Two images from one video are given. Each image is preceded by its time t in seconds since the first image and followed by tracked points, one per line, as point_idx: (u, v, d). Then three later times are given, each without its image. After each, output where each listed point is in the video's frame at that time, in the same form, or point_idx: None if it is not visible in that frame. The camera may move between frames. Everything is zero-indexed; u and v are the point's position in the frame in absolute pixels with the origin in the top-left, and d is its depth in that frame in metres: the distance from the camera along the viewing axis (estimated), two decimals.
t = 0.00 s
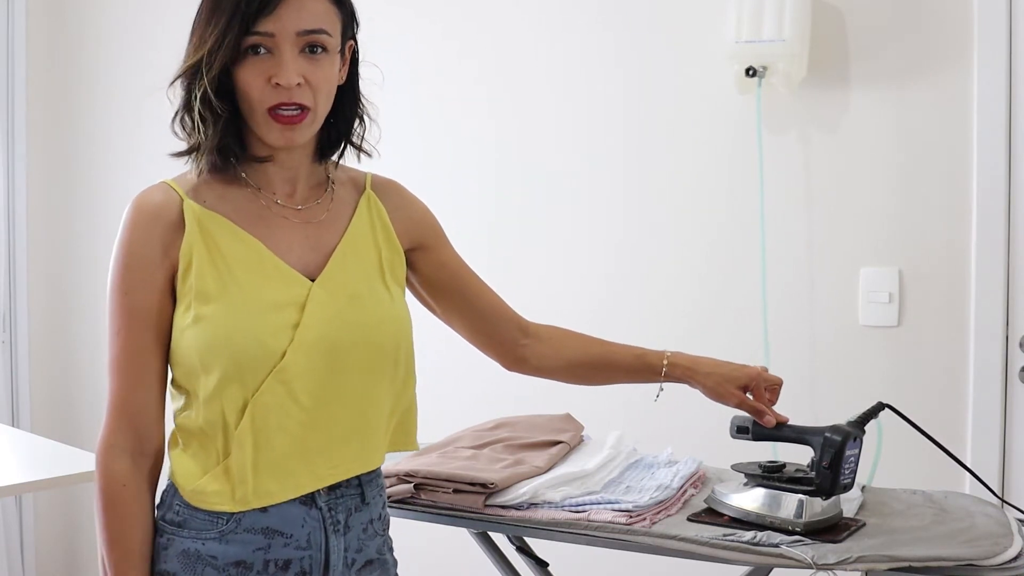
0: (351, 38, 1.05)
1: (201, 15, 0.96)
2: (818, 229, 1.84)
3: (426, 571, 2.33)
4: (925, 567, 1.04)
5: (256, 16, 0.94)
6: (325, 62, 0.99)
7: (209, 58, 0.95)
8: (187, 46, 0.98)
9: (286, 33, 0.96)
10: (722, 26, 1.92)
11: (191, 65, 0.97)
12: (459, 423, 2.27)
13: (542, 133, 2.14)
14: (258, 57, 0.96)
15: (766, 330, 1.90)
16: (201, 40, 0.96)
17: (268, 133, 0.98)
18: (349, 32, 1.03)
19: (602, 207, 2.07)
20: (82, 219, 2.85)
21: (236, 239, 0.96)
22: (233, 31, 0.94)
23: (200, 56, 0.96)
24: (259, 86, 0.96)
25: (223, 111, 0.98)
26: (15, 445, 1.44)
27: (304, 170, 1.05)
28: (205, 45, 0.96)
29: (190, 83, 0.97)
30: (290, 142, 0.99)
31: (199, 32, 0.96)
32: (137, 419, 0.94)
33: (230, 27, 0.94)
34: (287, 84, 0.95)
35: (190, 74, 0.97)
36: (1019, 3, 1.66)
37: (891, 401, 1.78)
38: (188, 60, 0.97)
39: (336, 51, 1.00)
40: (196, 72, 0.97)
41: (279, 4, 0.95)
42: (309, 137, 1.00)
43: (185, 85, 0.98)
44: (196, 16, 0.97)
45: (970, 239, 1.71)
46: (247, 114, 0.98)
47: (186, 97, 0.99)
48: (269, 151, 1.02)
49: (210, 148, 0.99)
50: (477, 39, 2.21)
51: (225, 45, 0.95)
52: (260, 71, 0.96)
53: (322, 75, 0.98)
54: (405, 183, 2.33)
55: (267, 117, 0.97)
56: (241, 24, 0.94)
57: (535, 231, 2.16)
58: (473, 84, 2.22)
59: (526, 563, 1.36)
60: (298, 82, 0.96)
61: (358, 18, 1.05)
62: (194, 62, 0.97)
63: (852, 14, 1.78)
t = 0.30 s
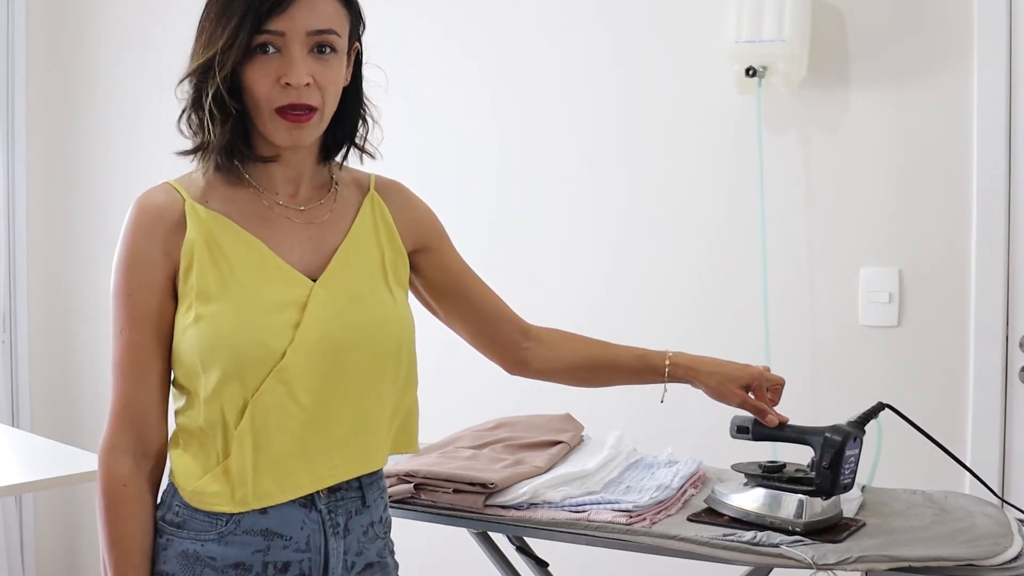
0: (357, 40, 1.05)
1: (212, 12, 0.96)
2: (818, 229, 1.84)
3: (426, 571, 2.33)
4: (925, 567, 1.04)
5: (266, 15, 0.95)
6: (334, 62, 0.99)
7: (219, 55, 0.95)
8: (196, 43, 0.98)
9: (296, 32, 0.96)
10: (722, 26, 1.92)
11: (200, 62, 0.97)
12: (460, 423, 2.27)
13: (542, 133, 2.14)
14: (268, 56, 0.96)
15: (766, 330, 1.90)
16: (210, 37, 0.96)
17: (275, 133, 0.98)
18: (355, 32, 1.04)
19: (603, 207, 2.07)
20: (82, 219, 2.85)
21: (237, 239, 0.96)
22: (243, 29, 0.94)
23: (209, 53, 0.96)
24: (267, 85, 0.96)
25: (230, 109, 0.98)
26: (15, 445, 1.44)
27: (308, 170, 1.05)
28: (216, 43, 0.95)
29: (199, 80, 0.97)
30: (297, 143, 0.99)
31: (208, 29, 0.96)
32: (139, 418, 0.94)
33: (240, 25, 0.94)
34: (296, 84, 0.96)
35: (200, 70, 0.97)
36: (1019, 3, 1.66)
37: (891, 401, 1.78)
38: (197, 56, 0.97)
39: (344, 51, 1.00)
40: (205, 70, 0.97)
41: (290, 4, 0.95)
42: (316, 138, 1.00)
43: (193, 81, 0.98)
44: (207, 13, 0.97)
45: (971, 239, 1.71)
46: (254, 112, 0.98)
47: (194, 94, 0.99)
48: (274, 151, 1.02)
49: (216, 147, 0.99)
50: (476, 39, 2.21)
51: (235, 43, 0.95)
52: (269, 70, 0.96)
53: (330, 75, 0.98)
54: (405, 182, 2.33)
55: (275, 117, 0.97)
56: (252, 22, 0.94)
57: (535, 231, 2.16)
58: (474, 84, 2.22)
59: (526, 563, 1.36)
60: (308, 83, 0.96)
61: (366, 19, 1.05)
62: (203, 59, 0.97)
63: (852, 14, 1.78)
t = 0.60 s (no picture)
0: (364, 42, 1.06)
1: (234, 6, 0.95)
2: (818, 229, 1.84)
3: (426, 571, 2.33)
4: (925, 567, 1.04)
5: (298, 14, 0.94)
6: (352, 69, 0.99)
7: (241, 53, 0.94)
8: (212, 35, 0.96)
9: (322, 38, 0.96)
10: (722, 26, 1.92)
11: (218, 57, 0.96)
12: (460, 423, 2.27)
13: (542, 133, 2.14)
14: (292, 59, 0.95)
15: (766, 330, 1.90)
16: (231, 33, 0.95)
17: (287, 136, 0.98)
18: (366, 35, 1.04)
19: (603, 207, 2.07)
20: (82, 219, 2.85)
21: (235, 239, 0.96)
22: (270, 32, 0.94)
23: (230, 50, 0.95)
24: (291, 85, 0.96)
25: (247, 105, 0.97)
26: (15, 445, 1.44)
27: (305, 169, 1.05)
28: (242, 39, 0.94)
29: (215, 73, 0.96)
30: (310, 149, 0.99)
31: (230, 23, 0.95)
32: (135, 418, 0.94)
33: (272, 23, 0.93)
34: (318, 90, 0.96)
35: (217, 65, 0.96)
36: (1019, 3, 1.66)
37: (891, 401, 1.78)
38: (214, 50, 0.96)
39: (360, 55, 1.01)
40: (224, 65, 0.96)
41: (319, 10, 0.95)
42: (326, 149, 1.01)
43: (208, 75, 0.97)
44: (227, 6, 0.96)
45: (971, 239, 1.71)
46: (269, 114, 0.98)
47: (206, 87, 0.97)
48: (277, 152, 1.02)
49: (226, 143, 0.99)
50: (477, 39, 2.21)
51: (265, 40, 0.94)
52: (290, 72, 0.96)
53: (349, 78, 0.99)
54: (406, 182, 2.34)
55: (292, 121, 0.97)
56: (285, 22, 0.94)
57: (535, 231, 2.16)
58: (474, 85, 2.22)
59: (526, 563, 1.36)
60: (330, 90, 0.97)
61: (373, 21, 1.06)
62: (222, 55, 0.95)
63: (852, 14, 1.78)
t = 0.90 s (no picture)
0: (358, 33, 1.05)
1: (304, 21, 0.91)
2: (819, 229, 1.84)
3: (426, 571, 2.34)
4: (925, 567, 1.04)
5: (367, 42, 0.94)
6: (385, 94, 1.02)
7: (311, 76, 0.92)
8: (269, 42, 0.91)
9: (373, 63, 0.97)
10: (722, 26, 1.92)
11: (281, 71, 0.91)
12: (460, 423, 2.27)
13: (542, 133, 2.14)
14: (350, 82, 0.95)
15: (766, 330, 1.90)
16: (300, 50, 0.91)
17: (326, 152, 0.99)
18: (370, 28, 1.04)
19: (603, 206, 2.07)
20: (81, 219, 2.85)
21: (243, 245, 0.96)
22: (344, 58, 0.93)
23: (297, 68, 0.91)
24: (344, 108, 0.96)
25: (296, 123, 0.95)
26: (15, 445, 1.44)
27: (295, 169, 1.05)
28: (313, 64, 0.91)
29: (273, 88, 0.92)
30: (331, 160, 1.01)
31: (298, 39, 0.91)
32: (137, 431, 0.90)
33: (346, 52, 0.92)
34: (363, 112, 0.98)
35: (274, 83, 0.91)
36: (1019, 3, 1.66)
37: (891, 401, 1.78)
38: (274, 63, 0.91)
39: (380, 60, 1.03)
40: (289, 84, 0.92)
41: (383, 37, 0.96)
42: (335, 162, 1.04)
43: (264, 88, 0.92)
44: (291, 17, 0.91)
45: (971, 239, 1.71)
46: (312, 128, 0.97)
47: (256, 98, 0.92)
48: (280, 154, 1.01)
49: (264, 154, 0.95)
50: (477, 40, 2.21)
51: (337, 69, 0.93)
52: (342, 92, 0.96)
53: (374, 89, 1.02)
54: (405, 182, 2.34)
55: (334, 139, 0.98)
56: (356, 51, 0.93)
57: (535, 230, 2.16)
58: (474, 85, 2.22)
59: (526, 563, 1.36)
60: (370, 111, 0.99)
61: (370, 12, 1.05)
62: (286, 72, 0.91)
63: (852, 14, 1.78)
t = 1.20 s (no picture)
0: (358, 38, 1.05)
1: (347, 38, 0.90)
2: (819, 229, 1.84)
3: (426, 571, 2.33)
4: (925, 567, 1.04)
5: (402, 65, 0.95)
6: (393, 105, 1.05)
7: (351, 95, 0.92)
8: (310, 57, 0.89)
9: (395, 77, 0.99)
10: (722, 26, 1.92)
11: (321, 89, 0.90)
12: (460, 423, 2.27)
13: (542, 133, 2.14)
14: (377, 100, 0.97)
15: (766, 330, 1.90)
16: (341, 68, 0.90)
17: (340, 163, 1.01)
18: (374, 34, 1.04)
19: (603, 207, 2.07)
20: (81, 218, 2.85)
21: (261, 245, 0.97)
22: (380, 78, 0.93)
23: (339, 87, 0.91)
24: (364, 126, 0.98)
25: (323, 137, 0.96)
26: (15, 445, 1.44)
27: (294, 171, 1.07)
28: (356, 86, 0.92)
29: (313, 105, 0.91)
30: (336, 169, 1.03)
31: (340, 57, 0.90)
32: (171, 432, 0.87)
33: (385, 76, 0.94)
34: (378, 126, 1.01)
35: (315, 101, 0.91)
36: (1019, 3, 1.66)
37: (891, 402, 1.78)
38: (315, 79, 0.90)
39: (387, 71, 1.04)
40: (329, 102, 0.91)
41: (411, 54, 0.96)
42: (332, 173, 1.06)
43: (303, 104, 0.91)
44: (334, 33, 0.89)
45: (971, 239, 1.71)
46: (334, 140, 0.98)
47: (295, 113, 0.91)
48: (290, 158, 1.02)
49: (291, 166, 0.96)
50: (477, 40, 2.22)
51: (376, 91, 0.94)
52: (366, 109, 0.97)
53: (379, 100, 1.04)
54: (405, 182, 2.34)
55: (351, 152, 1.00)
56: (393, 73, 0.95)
57: (535, 230, 2.16)
58: (474, 85, 2.22)
59: (526, 563, 1.36)
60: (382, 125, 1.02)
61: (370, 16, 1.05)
62: (327, 89, 0.91)
63: (852, 14, 1.78)
